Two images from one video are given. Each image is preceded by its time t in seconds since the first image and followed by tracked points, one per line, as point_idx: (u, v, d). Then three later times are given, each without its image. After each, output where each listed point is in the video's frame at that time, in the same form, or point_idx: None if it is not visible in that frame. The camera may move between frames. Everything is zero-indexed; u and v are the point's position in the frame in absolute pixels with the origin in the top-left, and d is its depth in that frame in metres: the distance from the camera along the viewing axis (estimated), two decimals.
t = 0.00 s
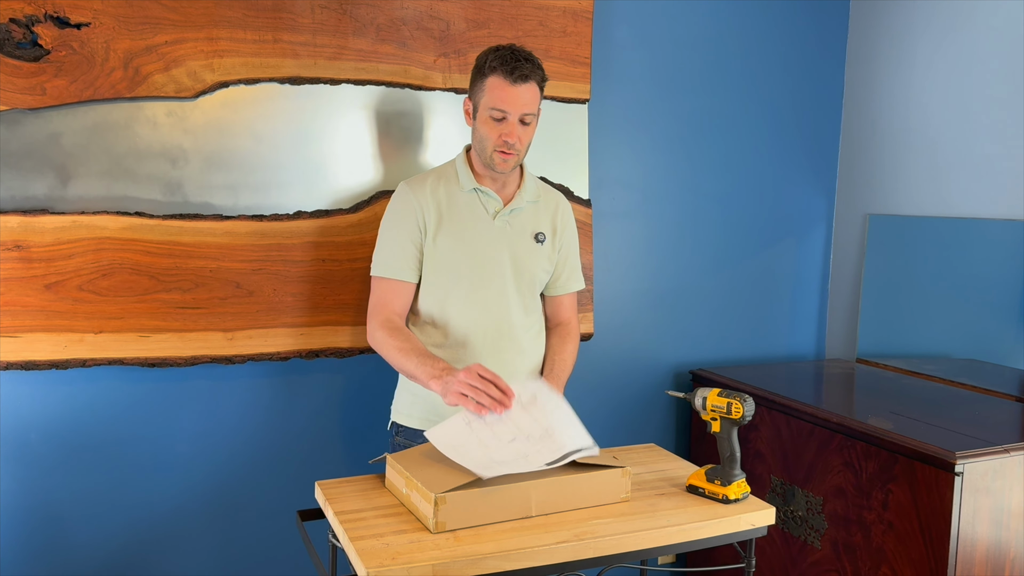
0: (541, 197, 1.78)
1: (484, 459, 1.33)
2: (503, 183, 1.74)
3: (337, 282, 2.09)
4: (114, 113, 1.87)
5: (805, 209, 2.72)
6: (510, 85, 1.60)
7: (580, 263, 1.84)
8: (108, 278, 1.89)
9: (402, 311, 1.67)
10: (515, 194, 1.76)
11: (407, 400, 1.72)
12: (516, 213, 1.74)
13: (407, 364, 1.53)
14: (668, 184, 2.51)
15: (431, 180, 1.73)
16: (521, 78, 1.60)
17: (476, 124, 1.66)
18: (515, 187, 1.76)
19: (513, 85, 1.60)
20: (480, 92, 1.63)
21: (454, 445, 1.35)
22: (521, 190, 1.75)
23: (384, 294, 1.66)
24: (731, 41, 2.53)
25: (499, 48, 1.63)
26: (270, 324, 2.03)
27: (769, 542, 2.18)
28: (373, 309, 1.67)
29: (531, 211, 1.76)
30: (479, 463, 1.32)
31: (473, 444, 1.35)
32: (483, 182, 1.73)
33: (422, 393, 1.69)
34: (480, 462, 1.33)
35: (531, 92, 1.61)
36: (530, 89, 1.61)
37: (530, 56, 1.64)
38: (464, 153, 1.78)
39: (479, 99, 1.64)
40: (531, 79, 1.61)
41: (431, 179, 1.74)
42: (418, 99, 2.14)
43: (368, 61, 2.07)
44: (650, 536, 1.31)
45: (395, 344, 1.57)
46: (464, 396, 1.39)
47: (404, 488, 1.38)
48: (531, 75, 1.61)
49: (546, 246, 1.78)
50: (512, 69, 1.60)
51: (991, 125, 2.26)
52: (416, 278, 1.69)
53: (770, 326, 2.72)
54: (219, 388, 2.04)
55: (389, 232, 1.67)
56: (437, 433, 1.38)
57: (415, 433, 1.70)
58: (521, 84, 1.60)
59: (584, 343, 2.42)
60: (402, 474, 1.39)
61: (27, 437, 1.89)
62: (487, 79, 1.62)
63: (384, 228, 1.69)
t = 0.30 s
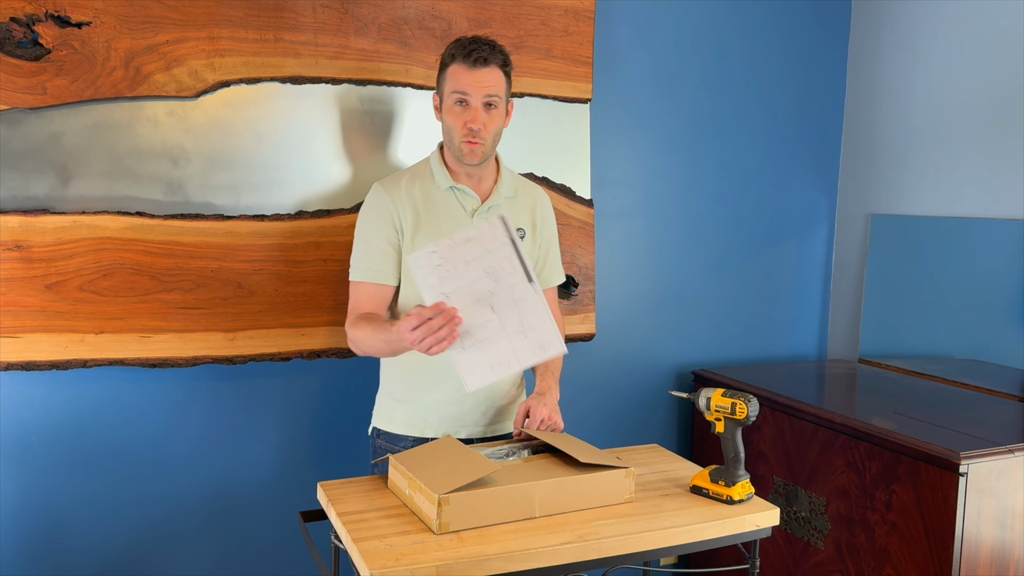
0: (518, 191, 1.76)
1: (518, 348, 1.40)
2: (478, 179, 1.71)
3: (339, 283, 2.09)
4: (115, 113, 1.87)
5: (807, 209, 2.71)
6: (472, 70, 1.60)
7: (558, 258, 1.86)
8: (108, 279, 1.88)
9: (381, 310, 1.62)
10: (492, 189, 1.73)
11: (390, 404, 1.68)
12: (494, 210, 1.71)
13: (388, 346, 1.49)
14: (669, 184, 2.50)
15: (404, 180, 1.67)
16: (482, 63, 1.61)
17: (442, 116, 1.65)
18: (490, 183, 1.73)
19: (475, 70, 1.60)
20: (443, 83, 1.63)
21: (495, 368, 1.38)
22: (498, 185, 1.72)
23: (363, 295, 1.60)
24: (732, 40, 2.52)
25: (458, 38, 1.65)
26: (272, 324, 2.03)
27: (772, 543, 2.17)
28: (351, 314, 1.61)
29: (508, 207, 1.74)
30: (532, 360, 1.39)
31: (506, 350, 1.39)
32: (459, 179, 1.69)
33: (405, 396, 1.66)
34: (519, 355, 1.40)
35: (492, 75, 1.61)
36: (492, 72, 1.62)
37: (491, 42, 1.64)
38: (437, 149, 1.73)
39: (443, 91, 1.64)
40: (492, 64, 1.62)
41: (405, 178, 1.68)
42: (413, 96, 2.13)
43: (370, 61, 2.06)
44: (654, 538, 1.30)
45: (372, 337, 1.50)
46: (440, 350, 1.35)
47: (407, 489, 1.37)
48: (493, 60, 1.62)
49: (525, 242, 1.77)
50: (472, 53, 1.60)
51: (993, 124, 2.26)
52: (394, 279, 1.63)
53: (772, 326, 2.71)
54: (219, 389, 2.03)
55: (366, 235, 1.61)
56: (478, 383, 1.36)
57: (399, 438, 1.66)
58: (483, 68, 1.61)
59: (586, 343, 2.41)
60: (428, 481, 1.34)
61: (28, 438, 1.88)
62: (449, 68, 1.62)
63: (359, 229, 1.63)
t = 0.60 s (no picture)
0: (493, 198, 1.71)
1: (484, 338, 1.40)
2: (450, 187, 1.66)
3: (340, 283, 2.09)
4: (116, 113, 1.87)
5: (808, 210, 2.72)
6: (443, 84, 1.55)
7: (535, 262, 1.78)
8: (110, 279, 1.88)
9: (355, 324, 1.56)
10: (465, 197, 1.67)
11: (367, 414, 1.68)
12: (468, 218, 1.66)
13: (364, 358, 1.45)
14: (670, 186, 2.50)
15: (373, 193, 1.61)
16: (454, 77, 1.55)
17: (413, 127, 1.60)
18: (463, 190, 1.67)
19: (447, 84, 1.55)
20: (415, 94, 1.58)
21: (468, 362, 1.40)
22: (471, 192, 1.67)
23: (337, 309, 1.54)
24: (733, 41, 2.52)
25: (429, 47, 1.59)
26: (274, 325, 2.03)
27: (773, 544, 2.17)
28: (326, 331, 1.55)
29: (482, 214, 1.68)
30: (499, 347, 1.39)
31: (472, 344, 1.40)
32: (431, 189, 1.64)
33: (382, 407, 1.65)
34: (487, 346, 1.40)
35: (465, 90, 1.56)
36: (465, 87, 1.56)
37: (465, 53, 1.58)
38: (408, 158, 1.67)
39: (414, 102, 1.59)
40: (463, 76, 1.56)
41: (376, 190, 1.63)
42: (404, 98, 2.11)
43: (371, 61, 2.06)
44: (656, 539, 1.30)
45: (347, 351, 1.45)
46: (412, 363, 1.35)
47: (409, 490, 1.37)
48: (464, 72, 1.56)
49: (502, 248, 1.70)
50: (444, 67, 1.55)
51: (994, 125, 2.26)
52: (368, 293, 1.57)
53: (772, 327, 2.71)
54: (219, 390, 2.03)
55: (337, 249, 1.56)
56: (452, 382, 1.39)
57: (378, 447, 1.65)
58: (455, 83, 1.55)
59: (586, 344, 2.41)
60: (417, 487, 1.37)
61: (29, 439, 1.88)
62: (419, 80, 1.57)
63: (330, 245, 1.57)
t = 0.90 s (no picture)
0: (474, 191, 1.69)
1: (471, 333, 1.42)
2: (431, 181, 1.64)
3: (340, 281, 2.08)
4: (117, 111, 1.86)
5: (808, 209, 2.71)
6: (419, 76, 1.53)
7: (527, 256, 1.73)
8: (110, 277, 1.88)
9: (341, 323, 1.56)
10: (446, 191, 1.66)
11: (356, 417, 1.66)
12: (449, 212, 1.64)
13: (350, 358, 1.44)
14: (670, 184, 2.50)
15: (351, 190, 1.61)
16: (430, 68, 1.53)
17: (391, 123, 1.57)
18: (444, 185, 1.66)
19: (423, 76, 1.53)
20: (390, 89, 1.56)
21: (457, 358, 1.42)
22: (452, 186, 1.66)
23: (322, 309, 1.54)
24: (733, 39, 2.52)
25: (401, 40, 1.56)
26: (274, 323, 2.03)
27: (773, 543, 2.17)
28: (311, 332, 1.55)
29: (464, 207, 1.66)
30: (488, 341, 1.41)
31: (461, 340, 1.42)
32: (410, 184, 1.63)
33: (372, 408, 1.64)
34: (475, 340, 1.42)
35: (441, 80, 1.54)
36: (440, 77, 1.54)
37: (439, 43, 1.56)
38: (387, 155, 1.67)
39: (390, 97, 1.56)
40: (439, 66, 1.54)
41: (355, 187, 1.62)
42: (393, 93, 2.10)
43: (372, 58, 2.06)
44: (657, 536, 1.30)
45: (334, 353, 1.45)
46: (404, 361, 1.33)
47: (410, 488, 1.36)
48: (440, 62, 1.54)
49: (488, 241, 1.67)
50: (418, 59, 1.52)
51: (995, 124, 2.26)
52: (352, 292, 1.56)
53: (772, 326, 2.71)
54: (218, 388, 2.02)
55: (318, 248, 1.55)
56: (443, 378, 1.40)
57: (369, 450, 1.63)
58: (431, 74, 1.53)
59: (587, 342, 2.41)
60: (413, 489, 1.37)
61: (28, 437, 1.88)
62: (394, 75, 1.55)
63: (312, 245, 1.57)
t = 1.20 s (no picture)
0: (465, 186, 1.68)
1: (462, 333, 1.41)
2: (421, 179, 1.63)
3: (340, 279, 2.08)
4: (117, 108, 1.86)
5: (808, 209, 2.71)
6: (404, 78, 1.50)
7: (521, 251, 1.72)
8: (110, 275, 1.88)
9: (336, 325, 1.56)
10: (435, 188, 1.65)
11: (351, 416, 1.65)
12: (439, 209, 1.63)
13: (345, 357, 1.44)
14: (670, 183, 2.50)
15: (340, 191, 1.62)
16: (414, 69, 1.50)
17: (377, 124, 1.55)
18: (434, 181, 1.65)
19: (407, 77, 1.50)
20: (375, 90, 1.53)
21: (449, 358, 1.41)
22: (441, 182, 1.65)
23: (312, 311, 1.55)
24: (734, 39, 2.52)
25: (384, 38, 1.53)
26: (274, 321, 2.02)
27: (773, 542, 2.17)
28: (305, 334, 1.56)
29: (454, 204, 1.66)
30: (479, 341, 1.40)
31: (452, 340, 1.40)
32: (399, 183, 1.63)
33: (366, 407, 1.63)
34: (466, 340, 1.41)
35: (426, 81, 1.51)
36: (425, 78, 1.51)
37: (422, 42, 1.53)
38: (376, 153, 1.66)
39: (375, 97, 1.54)
40: (424, 67, 1.51)
41: (344, 188, 1.62)
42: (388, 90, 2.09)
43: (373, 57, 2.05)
44: (657, 535, 1.30)
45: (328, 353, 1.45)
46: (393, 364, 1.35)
47: (410, 486, 1.36)
48: (425, 62, 1.51)
49: (479, 237, 1.66)
50: (402, 60, 1.49)
51: (995, 124, 2.26)
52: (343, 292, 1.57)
53: (772, 325, 2.71)
54: (218, 386, 2.02)
55: (308, 251, 1.57)
56: (435, 378, 1.40)
57: (364, 449, 1.63)
58: (416, 75, 1.50)
59: (587, 341, 2.41)
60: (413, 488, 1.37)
61: (28, 434, 1.88)
62: (379, 75, 1.52)
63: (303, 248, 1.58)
